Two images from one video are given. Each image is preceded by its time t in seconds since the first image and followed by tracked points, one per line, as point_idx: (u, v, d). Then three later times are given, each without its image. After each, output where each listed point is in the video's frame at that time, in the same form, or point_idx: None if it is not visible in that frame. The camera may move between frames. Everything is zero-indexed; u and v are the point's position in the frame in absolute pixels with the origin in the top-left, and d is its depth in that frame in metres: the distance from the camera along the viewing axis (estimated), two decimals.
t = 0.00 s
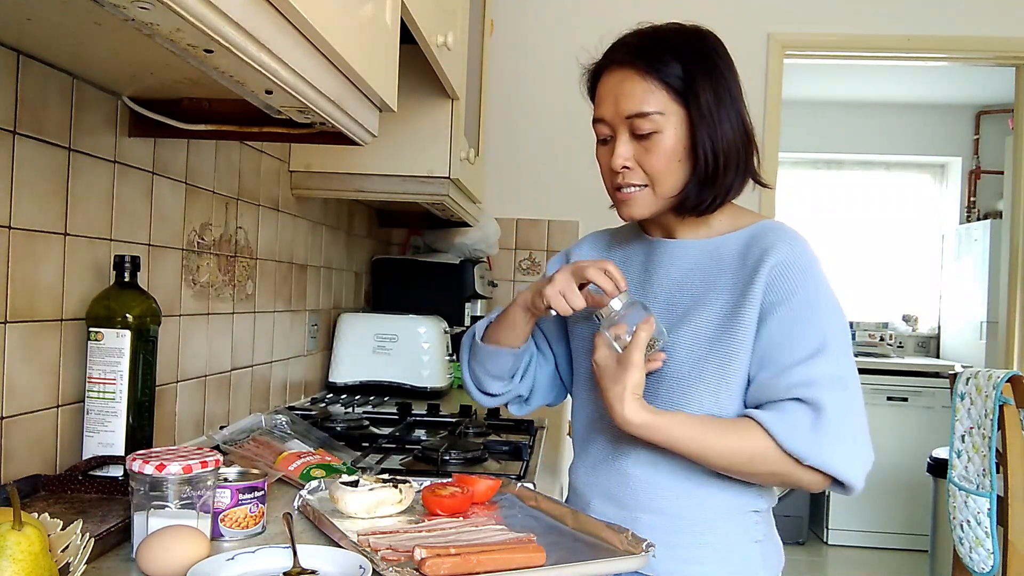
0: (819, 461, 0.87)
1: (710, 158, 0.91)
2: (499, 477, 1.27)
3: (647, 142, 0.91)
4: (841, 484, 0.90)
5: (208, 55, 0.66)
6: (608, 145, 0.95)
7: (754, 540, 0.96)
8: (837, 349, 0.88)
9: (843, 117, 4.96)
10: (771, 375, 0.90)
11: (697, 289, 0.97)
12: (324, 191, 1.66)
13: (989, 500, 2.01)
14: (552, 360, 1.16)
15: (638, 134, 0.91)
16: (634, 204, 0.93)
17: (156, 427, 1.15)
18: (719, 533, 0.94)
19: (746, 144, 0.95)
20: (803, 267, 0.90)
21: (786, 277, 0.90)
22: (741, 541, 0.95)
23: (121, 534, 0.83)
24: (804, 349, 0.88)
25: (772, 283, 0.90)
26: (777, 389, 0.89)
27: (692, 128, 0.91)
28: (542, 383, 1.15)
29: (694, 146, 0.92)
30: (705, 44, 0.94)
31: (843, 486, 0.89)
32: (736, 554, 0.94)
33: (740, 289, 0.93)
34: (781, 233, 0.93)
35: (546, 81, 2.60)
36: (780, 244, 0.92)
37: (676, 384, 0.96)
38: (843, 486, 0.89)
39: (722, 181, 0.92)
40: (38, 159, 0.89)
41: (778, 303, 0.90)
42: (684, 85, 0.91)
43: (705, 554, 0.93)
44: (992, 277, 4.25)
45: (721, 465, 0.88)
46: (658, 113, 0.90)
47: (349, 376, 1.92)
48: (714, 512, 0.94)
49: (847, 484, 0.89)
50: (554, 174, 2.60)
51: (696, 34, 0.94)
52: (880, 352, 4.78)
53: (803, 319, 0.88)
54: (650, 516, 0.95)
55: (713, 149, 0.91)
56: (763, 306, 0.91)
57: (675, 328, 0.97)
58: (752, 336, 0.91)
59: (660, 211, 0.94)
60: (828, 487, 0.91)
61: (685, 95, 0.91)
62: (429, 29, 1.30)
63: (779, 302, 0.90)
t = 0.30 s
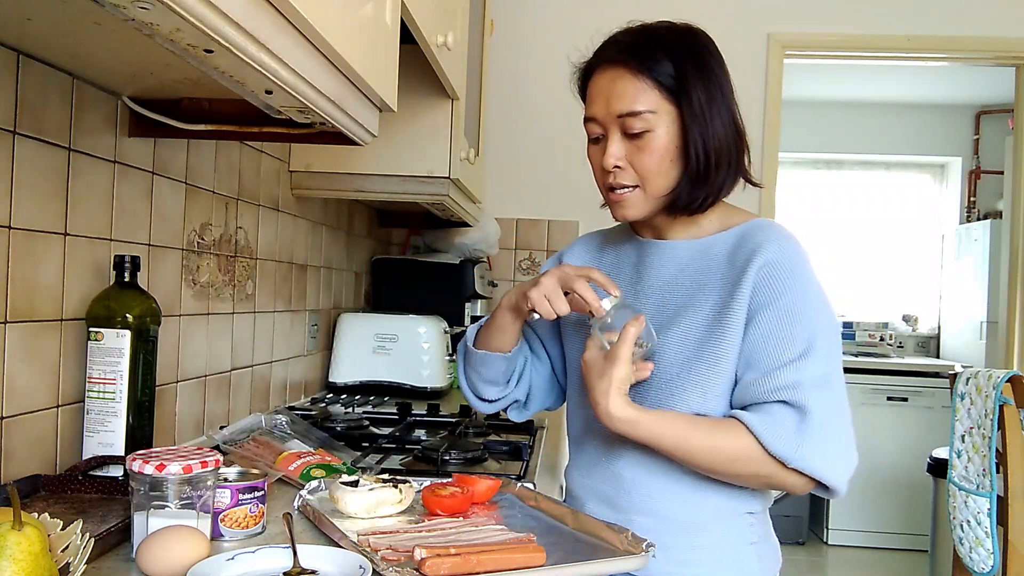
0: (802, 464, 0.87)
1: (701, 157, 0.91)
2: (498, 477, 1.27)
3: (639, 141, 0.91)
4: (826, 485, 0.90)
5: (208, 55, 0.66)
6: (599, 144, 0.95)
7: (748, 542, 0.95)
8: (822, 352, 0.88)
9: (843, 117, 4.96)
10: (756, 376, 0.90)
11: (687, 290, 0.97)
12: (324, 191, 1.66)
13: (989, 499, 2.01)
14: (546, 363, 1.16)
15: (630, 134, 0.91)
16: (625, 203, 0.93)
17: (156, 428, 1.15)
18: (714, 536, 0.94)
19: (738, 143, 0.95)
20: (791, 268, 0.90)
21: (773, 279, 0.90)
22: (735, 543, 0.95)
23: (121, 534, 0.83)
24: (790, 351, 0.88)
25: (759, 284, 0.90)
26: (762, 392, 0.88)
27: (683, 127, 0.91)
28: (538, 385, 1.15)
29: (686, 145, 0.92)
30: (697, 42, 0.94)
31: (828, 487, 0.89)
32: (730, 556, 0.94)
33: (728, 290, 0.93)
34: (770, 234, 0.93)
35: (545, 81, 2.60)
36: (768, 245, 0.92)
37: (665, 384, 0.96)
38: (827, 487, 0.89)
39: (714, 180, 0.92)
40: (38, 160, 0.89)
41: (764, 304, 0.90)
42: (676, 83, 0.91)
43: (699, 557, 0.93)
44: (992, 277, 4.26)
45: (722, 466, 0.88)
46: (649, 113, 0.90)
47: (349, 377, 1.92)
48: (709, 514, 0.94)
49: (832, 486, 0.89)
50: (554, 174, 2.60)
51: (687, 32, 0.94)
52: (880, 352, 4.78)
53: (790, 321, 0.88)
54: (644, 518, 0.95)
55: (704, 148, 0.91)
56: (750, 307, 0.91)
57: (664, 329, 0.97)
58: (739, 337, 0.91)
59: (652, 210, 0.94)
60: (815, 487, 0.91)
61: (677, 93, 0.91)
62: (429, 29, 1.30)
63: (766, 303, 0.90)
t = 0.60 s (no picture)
0: (797, 470, 0.86)
1: (692, 159, 0.91)
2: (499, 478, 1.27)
3: (629, 145, 0.91)
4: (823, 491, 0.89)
5: (208, 55, 0.66)
6: (590, 147, 0.95)
7: (746, 545, 0.95)
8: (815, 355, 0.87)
9: (843, 117, 4.96)
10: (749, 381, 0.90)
11: (681, 293, 0.97)
12: (324, 191, 1.65)
13: (989, 500, 2.01)
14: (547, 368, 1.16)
15: (620, 137, 0.91)
16: (617, 207, 0.94)
17: (156, 428, 1.15)
18: (709, 539, 0.94)
19: (729, 143, 0.95)
20: (783, 271, 0.90)
21: (765, 282, 0.90)
22: (732, 546, 0.94)
23: (121, 533, 0.83)
24: (782, 355, 0.88)
25: (751, 288, 0.90)
26: (756, 397, 0.88)
27: (672, 129, 0.91)
28: (538, 389, 1.15)
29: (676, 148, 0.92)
30: (686, 42, 0.93)
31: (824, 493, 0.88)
32: (727, 558, 0.94)
33: (721, 294, 0.93)
34: (763, 236, 0.93)
35: (546, 81, 2.60)
36: (760, 247, 0.92)
37: (660, 389, 0.96)
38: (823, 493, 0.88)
39: (705, 182, 0.92)
40: (38, 159, 0.89)
41: (756, 308, 0.89)
42: (665, 85, 0.91)
43: (695, 560, 0.93)
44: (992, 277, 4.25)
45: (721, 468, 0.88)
46: (638, 116, 0.90)
47: (349, 377, 1.92)
48: (705, 516, 0.94)
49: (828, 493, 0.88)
50: (553, 174, 2.60)
51: (676, 32, 0.94)
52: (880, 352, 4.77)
53: (783, 323, 0.88)
54: (641, 520, 0.95)
55: (694, 150, 0.91)
56: (742, 311, 0.90)
57: (658, 334, 0.97)
58: (732, 341, 0.91)
59: (643, 213, 0.94)
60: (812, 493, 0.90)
61: (666, 95, 0.91)
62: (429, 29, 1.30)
63: (758, 307, 0.89)
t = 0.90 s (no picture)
0: (794, 473, 0.87)
1: (693, 159, 0.91)
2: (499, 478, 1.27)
3: (630, 146, 0.91)
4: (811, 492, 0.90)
5: (208, 55, 0.66)
6: (592, 148, 0.95)
7: (745, 546, 0.95)
8: (819, 362, 0.88)
9: (843, 117, 4.96)
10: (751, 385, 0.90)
11: (685, 296, 0.97)
12: (324, 191, 1.65)
13: (989, 499, 2.01)
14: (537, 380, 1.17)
15: (621, 138, 0.92)
16: (619, 207, 0.94)
17: (156, 428, 1.15)
18: (709, 540, 0.94)
19: (731, 142, 0.94)
20: (791, 277, 0.90)
21: (772, 288, 0.89)
22: (731, 547, 0.94)
23: (121, 534, 0.83)
24: (786, 361, 0.88)
25: (758, 293, 0.90)
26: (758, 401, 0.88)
27: (674, 129, 0.91)
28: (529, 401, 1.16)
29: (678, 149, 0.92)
30: (687, 40, 0.93)
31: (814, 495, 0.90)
32: (726, 559, 0.94)
33: (726, 297, 0.93)
34: (770, 241, 0.93)
35: (545, 81, 2.60)
36: (767, 253, 0.92)
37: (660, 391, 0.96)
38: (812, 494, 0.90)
39: (706, 183, 0.92)
40: (38, 159, 0.89)
41: (762, 313, 0.89)
42: (665, 85, 0.91)
43: (694, 561, 0.93)
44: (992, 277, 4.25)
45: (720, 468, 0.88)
46: (639, 116, 0.90)
47: (349, 377, 1.92)
48: (705, 517, 0.94)
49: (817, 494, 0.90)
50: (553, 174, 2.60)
51: (676, 30, 0.93)
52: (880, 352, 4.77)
53: (788, 333, 0.88)
54: (640, 521, 0.95)
55: (695, 150, 0.91)
56: (748, 316, 0.90)
57: (660, 335, 0.97)
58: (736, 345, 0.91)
59: (645, 214, 0.95)
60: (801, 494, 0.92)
61: (666, 96, 0.91)
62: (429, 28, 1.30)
63: (764, 312, 0.89)
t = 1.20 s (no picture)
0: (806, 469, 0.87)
1: (701, 158, 0.91)
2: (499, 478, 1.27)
3: (638, 147, 0.91)
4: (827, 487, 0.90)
5: (208, 55, 0.66)
6: (597, 149, 0.95)
7: (746, 546, 0.95)
8: (825, 357, 0.88)
9: (843, 117, 4.96)
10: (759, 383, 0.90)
11: (689, 295, 0.97)
12: (324, 191, 1.65)
13: (989, 499, 2.01)
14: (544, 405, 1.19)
15: (628, 139, 0.91)
16: (626, 208, 0.94)
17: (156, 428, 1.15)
18: (710, 540, 0.93)
19: (736, 142, 0.95)
20: (795, 275, 0.90)
21: (776, 286, 0.90)
22: (732, 546, 0.94)
23: (121, 534, 0.83)
24: (793, 358, 0.88)
25: (763, 292, 0.90)
26: (767, 399, 0.88)
27: (681, 129, 0.91)
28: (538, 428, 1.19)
29: (685, 149, 0.92)
30: (690, 40, 0.93)
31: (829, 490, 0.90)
32: (728, 558, 0.94)
33: (732, 296, 0.93)
34: (774, 239, 0.93)
35: (545, 81, 2.60)
36: (772, 251, 0.92)
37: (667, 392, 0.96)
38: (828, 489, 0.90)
39: (714, 182, 0.92)
40: (38, 159, 0.89)
41: (768, 312, 0.89)
42: (671, 85, 0.91)
43: (695, 560, 0.93)
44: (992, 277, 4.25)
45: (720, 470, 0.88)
46: (647, 117, 0.90)
47: (349, 377, 1.92)
48: (707, 517, 0.94)
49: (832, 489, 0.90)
50: (553, 174, 2.60)
51: (679, 31, 0.94)
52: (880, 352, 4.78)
53: (794, 331, 0.88)
54: (641, 521, 0.95)
55: (703, 150, 0.91)
56: (754, 315, 0.90)
57: (666, 336, 0.97)
58: (742, 344, 0.91)
59: (653, 214, 0.95)
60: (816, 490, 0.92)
61: (673, 96, 0.91)
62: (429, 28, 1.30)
63: (770, 310, 0.89)
